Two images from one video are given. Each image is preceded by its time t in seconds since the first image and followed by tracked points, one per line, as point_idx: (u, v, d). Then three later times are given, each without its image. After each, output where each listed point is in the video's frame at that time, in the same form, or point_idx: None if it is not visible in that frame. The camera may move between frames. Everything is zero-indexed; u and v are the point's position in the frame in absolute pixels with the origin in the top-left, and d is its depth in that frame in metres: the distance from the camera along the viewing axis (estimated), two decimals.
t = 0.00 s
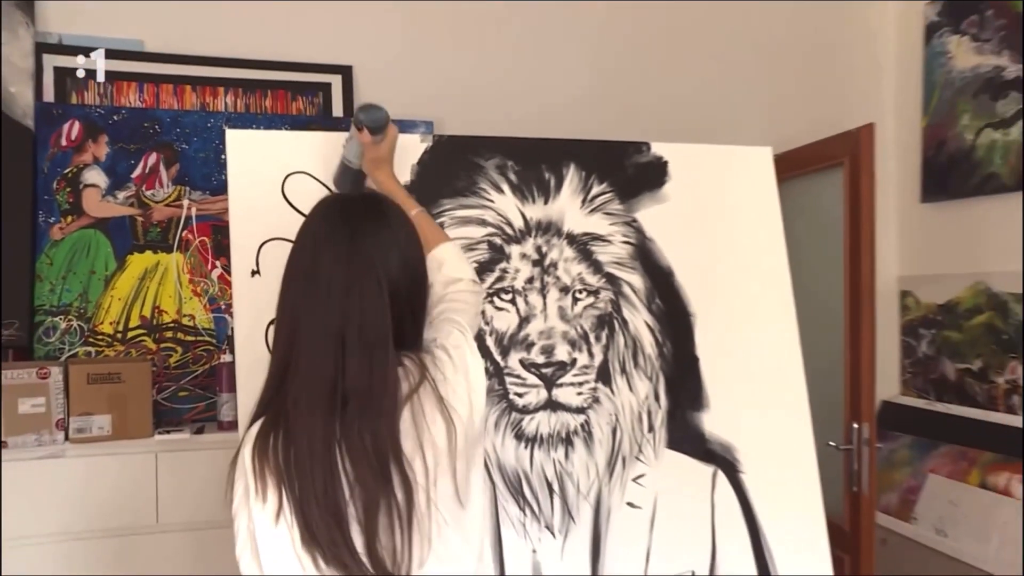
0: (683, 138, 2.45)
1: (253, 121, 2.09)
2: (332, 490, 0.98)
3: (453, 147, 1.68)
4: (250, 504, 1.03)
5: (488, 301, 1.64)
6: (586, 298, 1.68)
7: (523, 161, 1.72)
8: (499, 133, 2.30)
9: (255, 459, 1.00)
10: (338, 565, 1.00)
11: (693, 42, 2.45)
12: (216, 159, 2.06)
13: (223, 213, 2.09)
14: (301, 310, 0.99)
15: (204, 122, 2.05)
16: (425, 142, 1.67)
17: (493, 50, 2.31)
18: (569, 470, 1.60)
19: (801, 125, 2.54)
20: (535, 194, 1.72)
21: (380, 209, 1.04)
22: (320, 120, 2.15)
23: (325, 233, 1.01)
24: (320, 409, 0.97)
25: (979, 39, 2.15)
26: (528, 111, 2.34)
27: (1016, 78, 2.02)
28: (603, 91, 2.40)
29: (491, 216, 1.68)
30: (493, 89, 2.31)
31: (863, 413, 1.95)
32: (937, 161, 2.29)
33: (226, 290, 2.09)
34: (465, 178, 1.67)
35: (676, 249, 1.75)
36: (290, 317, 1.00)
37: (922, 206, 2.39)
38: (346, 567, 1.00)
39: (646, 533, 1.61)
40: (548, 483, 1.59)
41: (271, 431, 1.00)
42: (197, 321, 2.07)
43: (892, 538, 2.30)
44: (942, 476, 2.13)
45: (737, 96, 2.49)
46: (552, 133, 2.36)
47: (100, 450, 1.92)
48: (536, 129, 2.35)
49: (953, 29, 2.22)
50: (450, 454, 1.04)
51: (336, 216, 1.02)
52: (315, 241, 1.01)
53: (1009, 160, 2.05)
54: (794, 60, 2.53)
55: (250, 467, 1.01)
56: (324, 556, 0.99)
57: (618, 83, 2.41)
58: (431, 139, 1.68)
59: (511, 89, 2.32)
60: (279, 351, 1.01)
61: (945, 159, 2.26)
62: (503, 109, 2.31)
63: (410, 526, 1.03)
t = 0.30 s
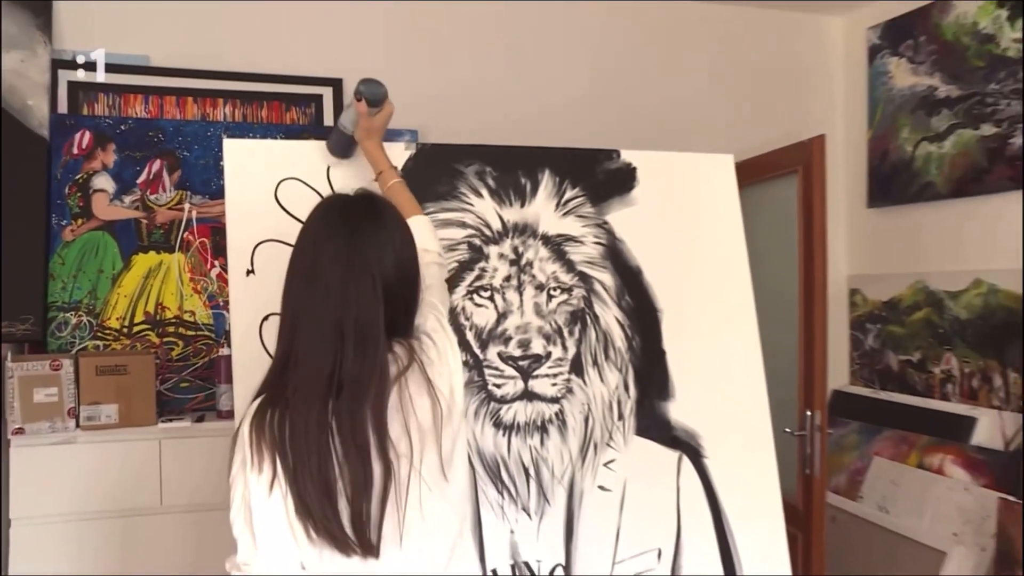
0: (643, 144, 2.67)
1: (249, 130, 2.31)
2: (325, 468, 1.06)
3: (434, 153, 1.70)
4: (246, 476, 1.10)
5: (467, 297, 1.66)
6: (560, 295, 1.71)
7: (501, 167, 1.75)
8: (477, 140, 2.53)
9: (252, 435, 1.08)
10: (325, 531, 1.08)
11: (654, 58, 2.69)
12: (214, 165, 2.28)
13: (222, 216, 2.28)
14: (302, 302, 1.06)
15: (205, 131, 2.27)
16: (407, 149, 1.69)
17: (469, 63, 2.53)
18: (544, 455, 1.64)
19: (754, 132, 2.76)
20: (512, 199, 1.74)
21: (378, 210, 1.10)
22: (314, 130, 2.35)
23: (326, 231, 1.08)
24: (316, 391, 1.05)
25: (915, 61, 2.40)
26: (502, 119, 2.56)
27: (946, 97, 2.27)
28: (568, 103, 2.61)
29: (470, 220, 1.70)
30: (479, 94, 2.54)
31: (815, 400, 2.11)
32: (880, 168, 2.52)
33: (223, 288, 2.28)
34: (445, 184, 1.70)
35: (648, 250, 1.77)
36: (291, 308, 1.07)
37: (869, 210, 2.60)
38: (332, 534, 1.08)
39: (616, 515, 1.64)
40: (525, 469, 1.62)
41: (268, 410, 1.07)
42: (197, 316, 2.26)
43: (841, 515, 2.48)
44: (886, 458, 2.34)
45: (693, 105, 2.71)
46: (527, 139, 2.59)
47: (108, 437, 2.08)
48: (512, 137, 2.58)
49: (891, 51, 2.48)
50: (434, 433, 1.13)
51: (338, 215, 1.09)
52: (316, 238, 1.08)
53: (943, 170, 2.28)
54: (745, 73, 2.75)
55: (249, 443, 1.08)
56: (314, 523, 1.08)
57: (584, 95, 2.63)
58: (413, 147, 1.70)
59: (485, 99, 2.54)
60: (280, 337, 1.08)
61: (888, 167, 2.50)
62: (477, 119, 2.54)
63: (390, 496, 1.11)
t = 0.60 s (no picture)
0: (616, 143, 2.82)
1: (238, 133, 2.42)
2: (291, 460, 1.04)
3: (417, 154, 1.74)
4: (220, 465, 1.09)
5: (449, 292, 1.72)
6: (538, 292, 1.77)
7: (483, 167, 1.79)
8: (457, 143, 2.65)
9: (224, 425, 1.08)
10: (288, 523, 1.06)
11: (626, 66, 2.82)
12: (204, 166, 2.39)
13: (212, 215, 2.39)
14: (283, 297, 1.07)
15: (196, 133, 2.37)
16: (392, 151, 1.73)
17: (451, 70, 2.65)
18: (522, 445, 1.70)
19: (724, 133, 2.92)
20: (493, 198, 1.79)
21: (365, 214, 1.13)
22: (302, 133, 2.46)
23: (312, 230, 1.10)
24: (287, 383, 1.04)
25: (874, 70, 2.52)
26: (481, 123, 2.68)
27: (903, 104, 2.39)
28: (544, 108, 2.74)
29: (453, 218, 1.74)
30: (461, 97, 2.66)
31: (782, 392, 2.20)
32: (844, 171, 2.64)
33: (213, 285, 2.39)
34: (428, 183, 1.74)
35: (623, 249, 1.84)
36: (273, 302, 1.08)
37: (833, 212, 2.72)
38: (296, 527, 1.06)
39: (592, 503, 1.71)
40: (502, 460, 1.68)
41: (242, 401, 1.07)
42: (188, 312, 2.37)
43: (807, 501, 2.61)
44: (846, 446, 2.49)
45: (664, 107, 2.86)
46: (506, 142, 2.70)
47: (102, 428, 2.18)
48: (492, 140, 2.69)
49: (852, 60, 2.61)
50: (409, 438, 1.11)
51: (326, 216, 1.11)
52: (302, 236, 1.10)
53: (901, 174, 2.40)
54: (714, 79, 2.91)
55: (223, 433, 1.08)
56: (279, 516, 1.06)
57: (561, 99, 2.76)
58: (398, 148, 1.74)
59: (465, 104, 2.66)
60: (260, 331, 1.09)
61: (850, 170, 2.61)
62: (458, 122, 2.65)
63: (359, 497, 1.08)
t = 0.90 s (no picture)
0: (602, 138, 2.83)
1: (224, 125, 2.43)
2: (328, 450, 1.09)
3: (403, 147, 1.68)
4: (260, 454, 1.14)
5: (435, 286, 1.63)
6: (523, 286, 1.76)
7: (468, 159, 1.71)
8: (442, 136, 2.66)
9: (271, 415, 1.15)
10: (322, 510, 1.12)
11: (611, 59, 2.83)
12: (190, 159, 2.40)
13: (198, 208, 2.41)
14: (327, 294, 1.14)
15: (181, 124, 2.39)
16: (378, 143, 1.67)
17: (437, 65, 2.66)
18: (507, 438, 1.69)
19: (709, 129, 2.93)
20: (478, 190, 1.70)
21: (408, 214, 1.20)
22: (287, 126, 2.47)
23: (357, 230, 1.18)
24: (326, 378, 1.11)
25: (858, 65, 2.54)
26: (466, 118, 2.68)
27: (886, 100, 2.41)
28: (529, 103, 2.75)
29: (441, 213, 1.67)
30: (447, 90, 2.66)
31: (766, 386, 2.22)
32: (827, 165, 2.66)
33: (198, 278, 2.42)
34: (415, 178, 1.67)
35: (607, 243, 1.84)
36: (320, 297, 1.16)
37: (817, 206, 2.74)
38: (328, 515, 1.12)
39: (577, 495, 1.72)
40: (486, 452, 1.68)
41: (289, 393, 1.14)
42: (174, 305, 2.39)
43: (790, 493, 2.65)
44: (830, 438, 2.52)
45: (650, 102, 2.87)
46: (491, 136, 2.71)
47: (88, 421, 2.19)
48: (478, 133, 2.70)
49: (836, 55, 2.63)
50: (445, 445, 1.15)
51: (370, 221, 1.18)
52: (348, 236, 1.18)
53: (884, 168, 2.42)
54: (699, 74, 2.92)
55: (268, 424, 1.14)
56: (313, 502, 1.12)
57: (547, 94, 2.77)
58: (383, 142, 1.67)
59: (451, 98, 2.67)
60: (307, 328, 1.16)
61: (833, 165, 2.63)
62: (444, 116, 2.66)
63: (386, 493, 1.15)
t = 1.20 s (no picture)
0: (585, 129, 2.83)
1: (206, 115, 2.42)
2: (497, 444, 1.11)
3: (387, 137, 1.66)
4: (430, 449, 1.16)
5: (418, 275, 1.64)
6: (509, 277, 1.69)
7: (452, 149, 1.71)
8: (426, 126, 2.65)
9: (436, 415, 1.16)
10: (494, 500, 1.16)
11: (594, 50, 2.83)
12: (171, 149, 2.40)
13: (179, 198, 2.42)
14: (479, 292, 1.20)
15: (162, 114, 2.38)
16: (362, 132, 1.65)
17: (421, 55, 2.64)
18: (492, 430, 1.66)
19: (693, 120, 2.93)
20: (462, 180, 1.70)
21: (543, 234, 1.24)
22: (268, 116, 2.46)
23: (502, 240, 1.22)
24: (489, 377, 1.13)
25: (841, 57, 2.55)
26: (449, 108, 2.67)
27: (870, 91, 2.42)
28: (512, 94, 2.74)
29: (424, 202, 1.66)
30: (430, 80, 2.65)
31: (749, 375, 2.22)
32: (810, 156, 2.67)
33: (181, 269, 2.44)
34: (399, 167, 1.66)
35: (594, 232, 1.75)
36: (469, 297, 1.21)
37: (800, 197, 2.75)
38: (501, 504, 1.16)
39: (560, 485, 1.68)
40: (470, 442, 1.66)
41: (449, 389, 1.16)
42: (156, 295, 2.41)
43: (773, 484, 2.66)
44: (815, 429, 2.53)
45: (634, 94, 2.87)
46: (474, 126, 2.71)
47: (68, 414, 2.18)
48: (461, 123, 2.69)
49: (819, 47, 2.63)
50: (584, 426, 1.16)
51: (507, 235, 1.23)
52: (494, 245, 1.22)
53: (867, 160, 2.43)
54: (682, 66, 2.92)
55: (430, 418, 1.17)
56: (485, 493, 1.16)
57: (531, 84, 2.76)
58: (368, 132, 1.66)
59: (434, 88, 2.66)
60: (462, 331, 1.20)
61: (817, 156, 2.64)
62: (427, 106, 2.65)
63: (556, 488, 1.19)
